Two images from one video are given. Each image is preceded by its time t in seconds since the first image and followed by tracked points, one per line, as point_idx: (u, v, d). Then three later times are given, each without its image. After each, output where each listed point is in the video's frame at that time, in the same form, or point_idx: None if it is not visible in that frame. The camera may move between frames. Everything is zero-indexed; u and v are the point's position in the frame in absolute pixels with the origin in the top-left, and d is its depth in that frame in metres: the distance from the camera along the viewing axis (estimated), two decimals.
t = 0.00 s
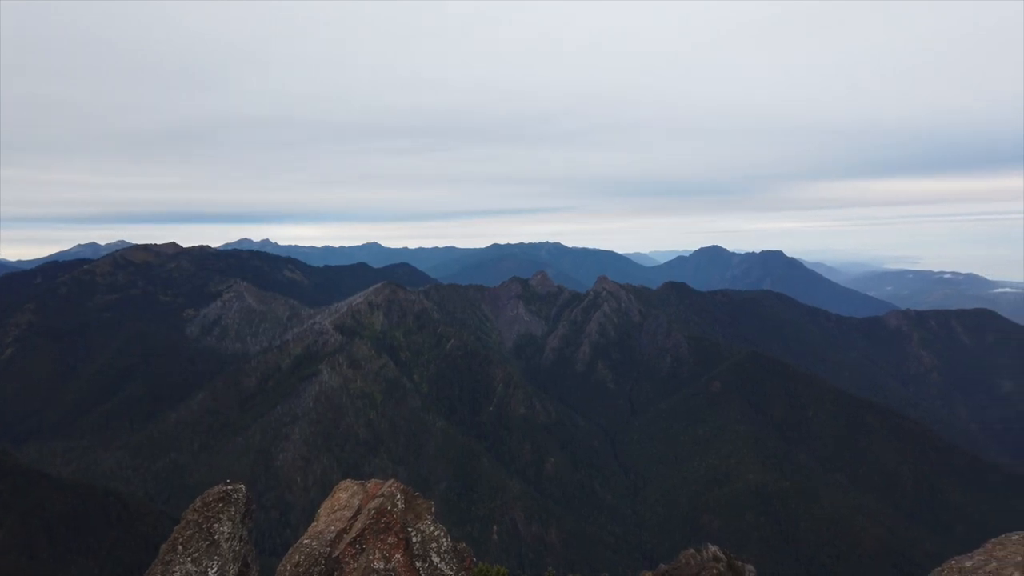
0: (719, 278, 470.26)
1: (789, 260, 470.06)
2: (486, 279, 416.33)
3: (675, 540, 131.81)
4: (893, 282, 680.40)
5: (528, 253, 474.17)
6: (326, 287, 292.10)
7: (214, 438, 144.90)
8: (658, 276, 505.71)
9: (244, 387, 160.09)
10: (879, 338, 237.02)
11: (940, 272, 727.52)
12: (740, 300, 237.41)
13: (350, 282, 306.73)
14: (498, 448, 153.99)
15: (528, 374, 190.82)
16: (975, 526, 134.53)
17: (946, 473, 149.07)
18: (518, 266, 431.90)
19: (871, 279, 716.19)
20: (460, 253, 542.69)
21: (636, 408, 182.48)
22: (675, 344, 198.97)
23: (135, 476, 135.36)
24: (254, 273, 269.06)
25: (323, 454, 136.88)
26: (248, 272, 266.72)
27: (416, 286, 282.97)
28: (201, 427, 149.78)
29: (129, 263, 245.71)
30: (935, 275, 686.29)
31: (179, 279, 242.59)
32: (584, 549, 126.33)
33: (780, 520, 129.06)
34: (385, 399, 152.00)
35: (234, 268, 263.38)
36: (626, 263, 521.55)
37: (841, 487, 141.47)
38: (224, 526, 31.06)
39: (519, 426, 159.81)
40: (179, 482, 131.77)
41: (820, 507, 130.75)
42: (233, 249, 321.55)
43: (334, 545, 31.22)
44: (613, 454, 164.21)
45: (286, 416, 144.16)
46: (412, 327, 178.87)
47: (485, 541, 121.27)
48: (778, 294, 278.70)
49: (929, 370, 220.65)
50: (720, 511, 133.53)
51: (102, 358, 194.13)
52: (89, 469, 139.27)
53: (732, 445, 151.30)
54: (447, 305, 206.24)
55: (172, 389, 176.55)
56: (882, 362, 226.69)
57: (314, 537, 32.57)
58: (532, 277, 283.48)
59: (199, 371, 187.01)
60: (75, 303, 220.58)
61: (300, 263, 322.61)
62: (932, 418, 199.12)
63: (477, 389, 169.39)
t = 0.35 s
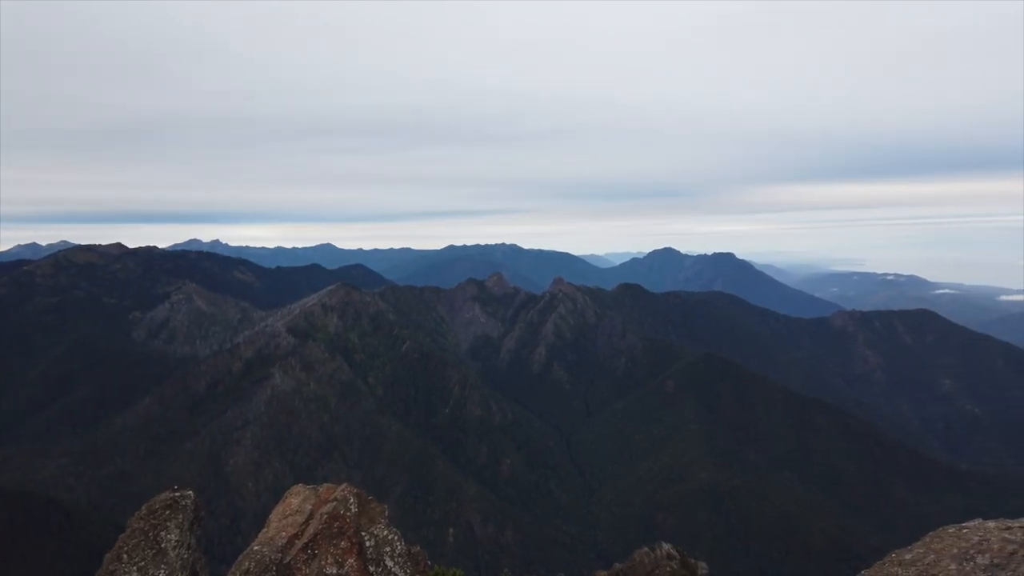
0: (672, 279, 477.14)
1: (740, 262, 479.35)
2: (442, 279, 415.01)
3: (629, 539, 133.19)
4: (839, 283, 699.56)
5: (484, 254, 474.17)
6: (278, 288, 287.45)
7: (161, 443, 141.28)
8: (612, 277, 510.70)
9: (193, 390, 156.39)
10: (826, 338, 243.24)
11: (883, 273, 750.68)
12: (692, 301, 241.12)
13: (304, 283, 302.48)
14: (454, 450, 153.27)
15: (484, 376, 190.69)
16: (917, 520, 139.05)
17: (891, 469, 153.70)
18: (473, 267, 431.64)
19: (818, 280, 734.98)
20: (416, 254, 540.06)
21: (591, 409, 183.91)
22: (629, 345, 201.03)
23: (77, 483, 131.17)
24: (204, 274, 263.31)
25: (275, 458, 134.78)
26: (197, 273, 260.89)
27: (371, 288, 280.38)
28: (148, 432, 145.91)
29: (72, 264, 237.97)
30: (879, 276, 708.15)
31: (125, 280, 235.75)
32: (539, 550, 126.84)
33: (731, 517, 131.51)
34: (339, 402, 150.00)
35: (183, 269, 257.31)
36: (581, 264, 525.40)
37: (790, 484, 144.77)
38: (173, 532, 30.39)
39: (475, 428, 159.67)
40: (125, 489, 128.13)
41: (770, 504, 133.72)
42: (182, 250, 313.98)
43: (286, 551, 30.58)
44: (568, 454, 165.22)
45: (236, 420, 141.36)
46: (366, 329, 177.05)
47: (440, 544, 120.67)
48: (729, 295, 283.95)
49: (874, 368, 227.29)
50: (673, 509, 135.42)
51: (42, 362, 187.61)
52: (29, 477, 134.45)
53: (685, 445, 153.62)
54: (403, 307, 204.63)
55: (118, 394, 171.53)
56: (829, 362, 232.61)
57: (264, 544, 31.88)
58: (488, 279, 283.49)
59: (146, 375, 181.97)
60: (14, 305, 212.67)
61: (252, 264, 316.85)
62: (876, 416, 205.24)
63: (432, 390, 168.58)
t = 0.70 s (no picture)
0: (629, 278, 482.00)
1: (694, 261, 486.67)
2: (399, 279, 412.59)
3: (586, 536, 134.13)
4: (790, 283, 715.56)
5: (441, 254, 472.41)
6: (230, 289, 281.96)
7: (108, 447, 137.36)
8: (569, 276, 513.58)
9: (142, 392, 152.31)
10: (778, 336, 248.69)
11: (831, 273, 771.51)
12: (648, 300, 243.91)
13: (257, 283, 297.35)
14: (411, 451, 152.52)
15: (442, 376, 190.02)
16: (864, 512, 143.09)
17: (839, 463, 157.77)
18: (431, 266, 429.71)
19: (770, 280, 750.37)
20: (372, 253, 535.32)
21: (549, 407, 184.78)
22: (586, 343, 202.34)
23: (19, 489, 126.67)
24: (153, 274, 256.72)
25: (228, 461, 132.26)
26: (146, 273, 254.25)
27: (327, 288, 277.15)
28: (94, 436, 141.65)
29: (12, 263, 229.49)
30: (827, 276, 726.78)
31: (69, 280, 228.42)
32: (497, 548, 126.96)
33: (685, 512, 133.48)
34: (293, 403, 147.78)
35: (131, 268, 250.46)
36: (539, 263, 527.11)
37: (743, 479, 147.54)
38: (121, 539, 29.52)
39: (432, 428, 159.03)
40: (69, 495, 124.17)
41: (724, 499, 136.18)
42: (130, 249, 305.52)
43: (239, 556, 29.95)
44: (526, 453, 165.64)
45: (187, 423, 138.28)
46: (322, 329, 174.86)
47: (397, 545, 119.85)
48: (684, 294, 288.28)
49: (824, 365, 232.92)
50: (629, 505, 136.91)
51: None
52: None
53: (641, 442, 155.50)
54: (359, 307, 202.58)
55: (62, 398, 166.17)
56: (781, 359, 237.67)
57: (216, 548, 31.17)
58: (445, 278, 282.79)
59: (92, 378, 176.65)
60: None
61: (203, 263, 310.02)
62: (825, 412, 210.53)
63: (389, 390, 167.36)
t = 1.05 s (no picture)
0: (586, 277, 484.87)
1: (650, 261, 492.03)
2: (356, 279, 408.29)
3: (544, 535, 134.30)
4: (743, 282, 727.98)
5: (398, 253, 468.89)
6: (181, 288, 275.43)
7: (53, 452, 133.02)
8: (527, 276, 514.27)
9: (88, 395, 147.79)
10: (731, 334, 253.17)
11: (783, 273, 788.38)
12: (605, 299, 245.75)
13: (209, 283, 291.11)
14: (368, 452, 151.18)
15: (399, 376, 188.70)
16: (814, 505, 146.58)
17: (791, 458, 161.28)
18: (387, 266, 425.93)
19: (723, 279, 762.02)
20: (328, 252, 528.57)
21: (507, 406, 185.04)
22: (544, 342, 202.88)
23: None
24: (100, 273, 249.06)
25: (179, 465, 129.33)
26: (92, 272, 246.62)
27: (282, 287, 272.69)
28: (37, 440, 136.98)
29: None
30: (778, 275, 742.82)
31: (10, 279, 220.12)
32: (455, 548, 126.57)
33: (642, 509, 134.92)
34: (247, 405, 145.01)
35: (76, 266, 242.70)
36: (496, 263, 526.74)
37: (698, 476, 149.76)
38: (65, 547, 28.60)
39: (389, 429, 157.86)
40: (11, 501, 119.89)
41: (679, 495, 138.04)
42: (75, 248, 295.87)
43: (189, 561, 29.28)
44: (484, 452, 165.34)
45: (136, 427, 134.79)
46: (276, 330, 172.03)
47: (354, 546, 118.58)
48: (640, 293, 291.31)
49: (775, 363, 237.91)
50: (586, 504, 137.76)
51: None
52: None
53: (598, 440, 156.79)
54: (315, 306, 199.80)
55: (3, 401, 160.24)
56: (734, 357, 241.74)
57: (165, 553, 30.43)
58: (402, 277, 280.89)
59: (35, 380, 170.77)
60: None
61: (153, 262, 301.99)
62: (777, 408, 214.82)
63: (346, 391, 165.52)
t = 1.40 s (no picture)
0: (542, 275, 486.92)
1: (605, 259, 496.15)
2: (310, 276, 402.63)
3: (500, 531, 134.16)
4: (696, 279, 738.92)
5: (354, 251, 463.95)
6: (128, 287, 267.81)
7: None
8: (483, 274, 513.80)
9: (29, 396, 142.62)
10: (685, 331, 257.15)
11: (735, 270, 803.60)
12: (561, 297, 247.05)
13: (158, 282, 283.78)
14: (322, 452, 149.51)
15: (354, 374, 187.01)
16: (765, 497, 149.88)
17: (742, 452, 164.55)
18: (342, 263, 420.88)
19: (676, 277, 772.26)
20: (281, 249, 519.87)
21: (464, 404, 184.90)
22: (500, 340, 202.81)
23: None
24: (41, 270, 240.51)
25: (126, 468, 125.98)
26: (34, 268, 238.02)
27: (233, 285, 267.24)
28: None
29: None
30: (730, 273, 757.00)
31: None
32: (411, 546, 126.01)
33: (597, 505, 136.12)
34: (197, 405, 141.90)
35: (16, 263, 234.04)
36: (453, 261, 524.97)
37: (652, 470, 151.72)
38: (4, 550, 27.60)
39: (344, 429, 156.41)
40: None
41: (634, 490, 139.86)
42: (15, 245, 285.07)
43: (135, 564, 28.51)
44: (440, 450, 164.66)
45: (81, 429, 130.77)
46: (227, 328, 168.62)
47: (308, 548, 117.21)
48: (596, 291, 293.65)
49: (727, 359, 242.60)
50: (543, 501, 138.28)
51: None
52: None
53: (554, 437, 157.78)
54: (268, 304, 196.51)
55: None
56: (687, 353, 245.52)
57: (110, 558, 29.52)
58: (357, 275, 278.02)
59: None
60: None
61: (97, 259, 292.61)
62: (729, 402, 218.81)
63: (300, 391, 163.38)
